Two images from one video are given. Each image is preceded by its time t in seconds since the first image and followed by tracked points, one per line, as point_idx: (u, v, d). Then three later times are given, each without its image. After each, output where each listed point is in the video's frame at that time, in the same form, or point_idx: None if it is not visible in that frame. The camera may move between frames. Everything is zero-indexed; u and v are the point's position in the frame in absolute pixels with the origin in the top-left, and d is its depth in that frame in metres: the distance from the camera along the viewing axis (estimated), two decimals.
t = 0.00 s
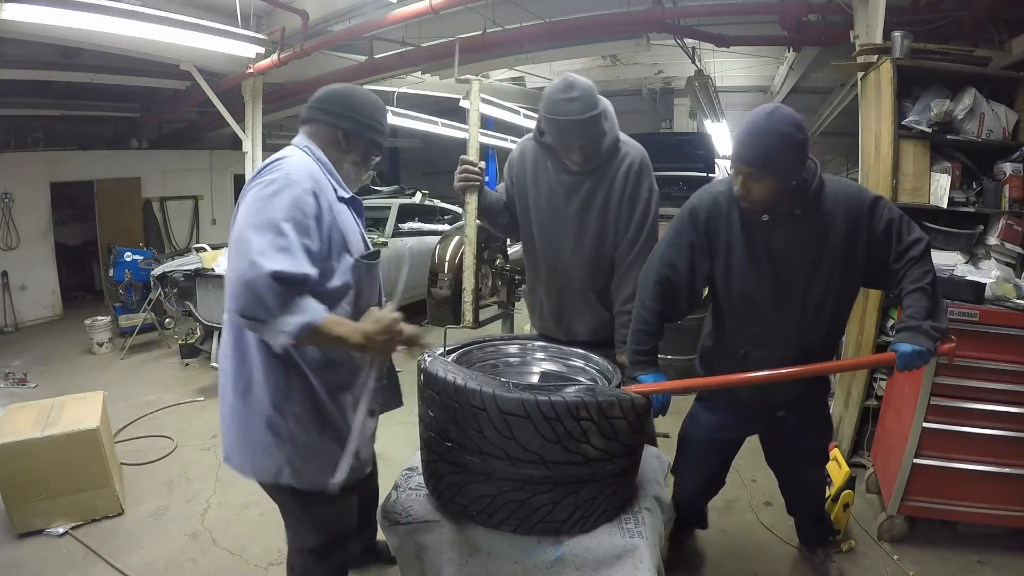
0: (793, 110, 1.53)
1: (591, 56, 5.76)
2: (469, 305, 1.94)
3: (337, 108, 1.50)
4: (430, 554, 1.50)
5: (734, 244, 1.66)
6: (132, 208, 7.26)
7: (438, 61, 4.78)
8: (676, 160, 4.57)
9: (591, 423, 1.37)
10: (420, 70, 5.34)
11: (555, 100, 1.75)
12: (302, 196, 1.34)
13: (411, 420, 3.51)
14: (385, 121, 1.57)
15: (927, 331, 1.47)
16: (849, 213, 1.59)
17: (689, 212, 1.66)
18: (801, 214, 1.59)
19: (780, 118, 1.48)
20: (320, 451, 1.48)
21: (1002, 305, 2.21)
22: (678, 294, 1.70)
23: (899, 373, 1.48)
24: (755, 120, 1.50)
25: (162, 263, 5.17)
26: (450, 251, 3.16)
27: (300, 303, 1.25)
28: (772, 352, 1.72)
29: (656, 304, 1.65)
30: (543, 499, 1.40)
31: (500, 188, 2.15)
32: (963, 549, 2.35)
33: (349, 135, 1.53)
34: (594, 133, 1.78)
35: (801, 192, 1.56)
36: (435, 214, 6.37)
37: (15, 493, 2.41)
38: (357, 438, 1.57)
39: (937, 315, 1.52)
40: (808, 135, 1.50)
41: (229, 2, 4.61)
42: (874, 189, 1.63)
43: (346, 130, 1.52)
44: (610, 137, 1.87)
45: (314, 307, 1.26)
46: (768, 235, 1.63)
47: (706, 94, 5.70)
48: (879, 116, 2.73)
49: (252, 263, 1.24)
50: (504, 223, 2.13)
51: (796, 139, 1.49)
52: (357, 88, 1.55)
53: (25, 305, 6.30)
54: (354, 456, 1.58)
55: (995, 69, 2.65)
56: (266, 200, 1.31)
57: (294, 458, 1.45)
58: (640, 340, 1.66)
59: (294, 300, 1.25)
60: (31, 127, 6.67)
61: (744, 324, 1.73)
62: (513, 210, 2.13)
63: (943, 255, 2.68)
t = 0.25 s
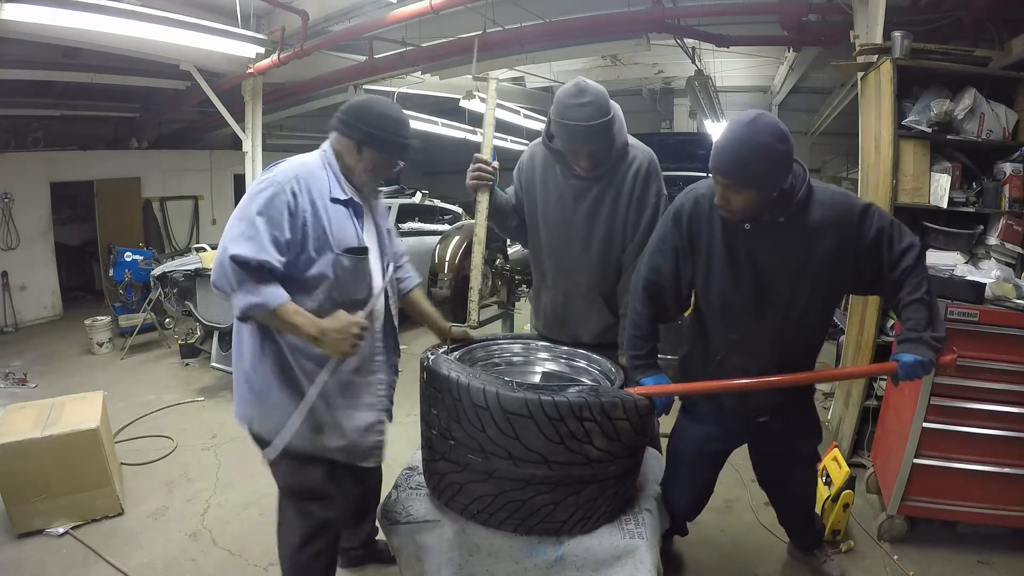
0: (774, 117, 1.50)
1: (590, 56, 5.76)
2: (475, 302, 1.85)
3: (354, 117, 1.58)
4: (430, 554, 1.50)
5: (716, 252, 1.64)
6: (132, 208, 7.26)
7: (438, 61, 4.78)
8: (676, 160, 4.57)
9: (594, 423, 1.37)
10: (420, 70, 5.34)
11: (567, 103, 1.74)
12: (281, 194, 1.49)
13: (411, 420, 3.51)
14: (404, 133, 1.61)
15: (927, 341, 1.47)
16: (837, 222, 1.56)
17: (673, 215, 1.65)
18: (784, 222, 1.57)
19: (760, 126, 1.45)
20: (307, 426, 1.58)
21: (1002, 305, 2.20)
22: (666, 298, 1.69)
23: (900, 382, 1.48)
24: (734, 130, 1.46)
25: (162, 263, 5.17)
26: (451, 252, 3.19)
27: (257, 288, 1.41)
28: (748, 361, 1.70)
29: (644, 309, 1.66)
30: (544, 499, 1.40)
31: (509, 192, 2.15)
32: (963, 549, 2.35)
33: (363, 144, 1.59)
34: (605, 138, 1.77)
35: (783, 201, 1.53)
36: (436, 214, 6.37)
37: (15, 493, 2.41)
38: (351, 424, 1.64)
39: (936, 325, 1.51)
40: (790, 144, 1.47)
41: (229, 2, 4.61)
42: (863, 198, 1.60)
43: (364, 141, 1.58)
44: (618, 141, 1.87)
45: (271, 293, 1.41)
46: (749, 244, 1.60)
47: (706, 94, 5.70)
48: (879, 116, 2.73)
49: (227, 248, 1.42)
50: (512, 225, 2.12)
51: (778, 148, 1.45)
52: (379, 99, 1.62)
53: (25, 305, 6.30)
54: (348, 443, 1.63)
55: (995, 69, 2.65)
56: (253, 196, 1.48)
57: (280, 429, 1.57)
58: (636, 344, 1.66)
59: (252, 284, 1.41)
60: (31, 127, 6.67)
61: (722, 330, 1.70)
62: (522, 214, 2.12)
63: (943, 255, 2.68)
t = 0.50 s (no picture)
0: (773, 115, 1.49)
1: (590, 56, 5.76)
2: (475, 307, 1.87)
3: (361, 124, 1.60)
4: (429, 555, 1.50)
5: (711, 250, 1.64)
6: (132, 208, 7.26)
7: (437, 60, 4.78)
8: (676, 160, 4.57)
9: (591, 423, 1.37)
10: (420, 70, 5.34)
11: (563, 101, 1.75)
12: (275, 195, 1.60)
13: (411, 420, 3.50)
14: (409, 145, 1.61)
15: (925, 333, 1.47)
16: (833, 219, 1.55)
17: (670, 214, 1.65)
18: (780, 220, 1.56)
19: (756, 125, 1.44)
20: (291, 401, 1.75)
21: (1002, 305, 2.20)
22: (664, 299, 1.70)
23: (899, 375, 1.48)
24: (732, 127, 1.46)
25: (161, 263, 5.17)
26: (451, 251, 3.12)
27: (240, 278, 1.56)
28: (748, 359, 1.70)
29: (643, 311, 1.67)
30: (543, 500, 1.40)
31: (510, 193, 2.15)
32: (963, 549, 2.35)
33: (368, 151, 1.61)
34: (600, 135, 1.78)
35: (778, 200, 1.53)
36: (436, 214, 6.37)
37: (15, 493, 2.41)
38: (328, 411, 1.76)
39: (933, 317, 1.52)
40: (787, 143, 1.47)
41: (229, 2, 4.61)
42: (859, 194, 1.59)
43: (370, 149, 1.61)
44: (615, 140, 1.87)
45: (253, 286, 1.57)
46: (745, 242, 1.60)
47: (706, 94, 5.70)
48: (879, 116, 2.73)
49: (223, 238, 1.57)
50: (514, 227, 2.11)
51: (774, 146, 1.44)
52: (387, 104, 1.62)
53: (25, 305, 6.30)
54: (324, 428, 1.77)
55: (995, 69, 2.65)
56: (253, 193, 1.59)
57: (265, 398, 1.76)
58: (634, 344, 1.67)
59: (236, 275, 1.56)
60: (32, 127, 6.67)
61: (720, 329, 1.70)
62: (523, 215, 2.12)
63: (943, 255, 2.68)
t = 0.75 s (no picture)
0: (765, 115, 1.49)
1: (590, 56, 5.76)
2: (476, 301, 1.85)
3: (356, 139, 1.59)
4: (429, 555, 1.50)
5: (708, 249, 1.63)
6: (132, 208, 7.26)
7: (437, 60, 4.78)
8: (676, 160, 4.57)
9: (589, 423, 1.37)
10: (420, 70, 5.34)
11: (564, 97, 1.76)
12: (275, 207, 1.65)
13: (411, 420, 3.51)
14: (400, 164, 1.58)
15: (922, 328, 1.47)
16: (829, 216, 1.55)
17: (667, 213, 1.66)
18: (775, 218, 1.56)
19: (745, 126, 1.45)
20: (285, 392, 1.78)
21: (1002, 305, 2.20)
22: (662, 297, 1.70)
23: (898, 371, 1.48)
24: (722, 127, 1.46)
25: (161, 263, 5.17)
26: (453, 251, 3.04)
27: (243, 286, 1.65)
28: (746, 355, 1.70)
29: (641, 309, 1.68)
30: (542, 500, 1.40)
31: (510, 194, 2.15)
32: (963, 549, 2.35)
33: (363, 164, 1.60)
34: (597, 132, 1.79)
35: (772, 198, 1.53)
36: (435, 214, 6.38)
37: (15, 493, 2.42)
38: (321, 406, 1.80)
39: (932, 313, 1.51)
40: (777, 141, 1.46)
41: (229, 2, 4.61)
42: (855, 190, 1.58)
43: (366, 161, 1.60)
44: (613, 139, 1.88)
45: (257, 292, 1.66)
46: (741, 240, 1.60)
47: (706, 94, 5.71)
48: (879, 116, 2.73)
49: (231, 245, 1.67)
50: (518, 229, 2.11)
51: (766, 147, 1.44)
52: (385, 114, 1.59)
53: (25, 305, 6.30)
54: (315, 422, 1.80)
55: (995, 69, 2.65)
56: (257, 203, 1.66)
57: (263, 387, 1.81)
58: (631, 342, 1.67)
59: (240, 282, 1.66)
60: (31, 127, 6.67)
61: (718, 327, 1.71)
62: (524, 216, 2.12)
63: (943, 255, 2.68)
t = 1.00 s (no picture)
0: (763, 114, 1.49)
1: (590, 56, 5.75)
2: (479, 305, 1.88)
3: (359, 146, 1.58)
4: (429, 555, 1.50)
5: (708, 248, 1.64)
6: (131, 208, 7.26)
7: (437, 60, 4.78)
8: (676, 160, 4.57)
9: (588, 422, 1.37)
10: (420, 70, 5.34)
11: (570, 96, 1.76)
12: (281, 211, 1.67)
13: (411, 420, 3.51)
14: (400, 173, 1.56)
15: (920, 324, 1.46)
16: (828, 213, 1.55)
17: (667, 212, 1.66)
18: (774, 216, 1.56)
19: (741, 124, 1.45)
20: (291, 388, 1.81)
21: (1002, 305, 2.20)
22: (663, 295, 1.70)
23: (897, 368, 1.48)
24: (720, 125, 1.47)
25: (161, 263, 5.17)
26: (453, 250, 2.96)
27: (252, 287, 1.69)
28: (746, 352, 1.70)
29: (643, 306, 1.67)
30: (541, 499, 1.40)
31: (516, 194, 2.15)
32: (963, 549, 2.35)
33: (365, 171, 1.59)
34: (601, 132, 1.79)
35: (770, 196, 1.53)
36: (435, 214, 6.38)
37: (15, 494, 2.42)
38: (324, 404, 1.80)
39: (931, 309, 1.51)
40: (773, 141, 1.46)
41: (229, 2, 4.61)
42: (854, 188, 1.58)
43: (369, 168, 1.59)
44: (617, 139, 1.88)
45: (266, 292, 1.69)
46: (740, 238, 1.60)
47: (706, 94, 5.70)
48: (879, 116, 2.73)
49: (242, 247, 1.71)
50: (525, 230, 2.11)
51: (765, 146, 1.45)
52: (388, 122, 1.57)
53: (25, 305, 6.30)
54: (318, 419, 1.81)
55: (995, 69, 2.65)
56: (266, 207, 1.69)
57: (272, 382, 1.85)
58: (632, 341, 1.66)
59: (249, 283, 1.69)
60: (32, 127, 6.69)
61: (718, 325, 1.71)
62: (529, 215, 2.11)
63: (943, 255, 2.68)
